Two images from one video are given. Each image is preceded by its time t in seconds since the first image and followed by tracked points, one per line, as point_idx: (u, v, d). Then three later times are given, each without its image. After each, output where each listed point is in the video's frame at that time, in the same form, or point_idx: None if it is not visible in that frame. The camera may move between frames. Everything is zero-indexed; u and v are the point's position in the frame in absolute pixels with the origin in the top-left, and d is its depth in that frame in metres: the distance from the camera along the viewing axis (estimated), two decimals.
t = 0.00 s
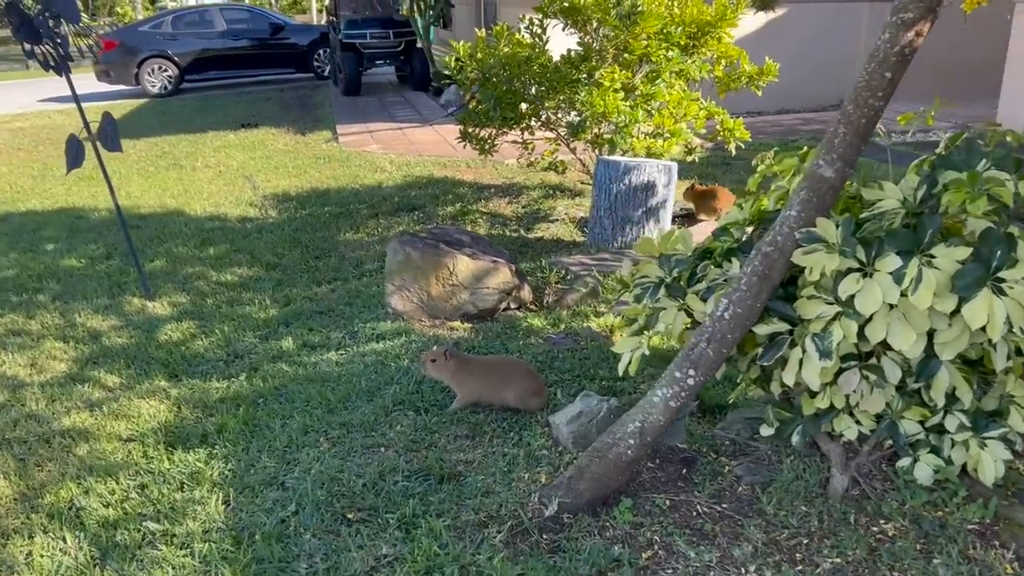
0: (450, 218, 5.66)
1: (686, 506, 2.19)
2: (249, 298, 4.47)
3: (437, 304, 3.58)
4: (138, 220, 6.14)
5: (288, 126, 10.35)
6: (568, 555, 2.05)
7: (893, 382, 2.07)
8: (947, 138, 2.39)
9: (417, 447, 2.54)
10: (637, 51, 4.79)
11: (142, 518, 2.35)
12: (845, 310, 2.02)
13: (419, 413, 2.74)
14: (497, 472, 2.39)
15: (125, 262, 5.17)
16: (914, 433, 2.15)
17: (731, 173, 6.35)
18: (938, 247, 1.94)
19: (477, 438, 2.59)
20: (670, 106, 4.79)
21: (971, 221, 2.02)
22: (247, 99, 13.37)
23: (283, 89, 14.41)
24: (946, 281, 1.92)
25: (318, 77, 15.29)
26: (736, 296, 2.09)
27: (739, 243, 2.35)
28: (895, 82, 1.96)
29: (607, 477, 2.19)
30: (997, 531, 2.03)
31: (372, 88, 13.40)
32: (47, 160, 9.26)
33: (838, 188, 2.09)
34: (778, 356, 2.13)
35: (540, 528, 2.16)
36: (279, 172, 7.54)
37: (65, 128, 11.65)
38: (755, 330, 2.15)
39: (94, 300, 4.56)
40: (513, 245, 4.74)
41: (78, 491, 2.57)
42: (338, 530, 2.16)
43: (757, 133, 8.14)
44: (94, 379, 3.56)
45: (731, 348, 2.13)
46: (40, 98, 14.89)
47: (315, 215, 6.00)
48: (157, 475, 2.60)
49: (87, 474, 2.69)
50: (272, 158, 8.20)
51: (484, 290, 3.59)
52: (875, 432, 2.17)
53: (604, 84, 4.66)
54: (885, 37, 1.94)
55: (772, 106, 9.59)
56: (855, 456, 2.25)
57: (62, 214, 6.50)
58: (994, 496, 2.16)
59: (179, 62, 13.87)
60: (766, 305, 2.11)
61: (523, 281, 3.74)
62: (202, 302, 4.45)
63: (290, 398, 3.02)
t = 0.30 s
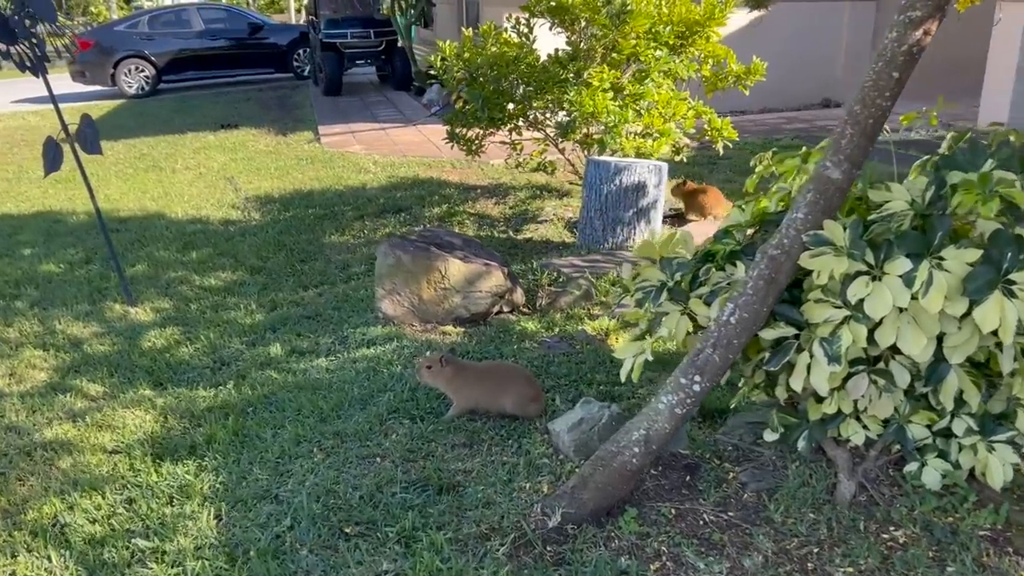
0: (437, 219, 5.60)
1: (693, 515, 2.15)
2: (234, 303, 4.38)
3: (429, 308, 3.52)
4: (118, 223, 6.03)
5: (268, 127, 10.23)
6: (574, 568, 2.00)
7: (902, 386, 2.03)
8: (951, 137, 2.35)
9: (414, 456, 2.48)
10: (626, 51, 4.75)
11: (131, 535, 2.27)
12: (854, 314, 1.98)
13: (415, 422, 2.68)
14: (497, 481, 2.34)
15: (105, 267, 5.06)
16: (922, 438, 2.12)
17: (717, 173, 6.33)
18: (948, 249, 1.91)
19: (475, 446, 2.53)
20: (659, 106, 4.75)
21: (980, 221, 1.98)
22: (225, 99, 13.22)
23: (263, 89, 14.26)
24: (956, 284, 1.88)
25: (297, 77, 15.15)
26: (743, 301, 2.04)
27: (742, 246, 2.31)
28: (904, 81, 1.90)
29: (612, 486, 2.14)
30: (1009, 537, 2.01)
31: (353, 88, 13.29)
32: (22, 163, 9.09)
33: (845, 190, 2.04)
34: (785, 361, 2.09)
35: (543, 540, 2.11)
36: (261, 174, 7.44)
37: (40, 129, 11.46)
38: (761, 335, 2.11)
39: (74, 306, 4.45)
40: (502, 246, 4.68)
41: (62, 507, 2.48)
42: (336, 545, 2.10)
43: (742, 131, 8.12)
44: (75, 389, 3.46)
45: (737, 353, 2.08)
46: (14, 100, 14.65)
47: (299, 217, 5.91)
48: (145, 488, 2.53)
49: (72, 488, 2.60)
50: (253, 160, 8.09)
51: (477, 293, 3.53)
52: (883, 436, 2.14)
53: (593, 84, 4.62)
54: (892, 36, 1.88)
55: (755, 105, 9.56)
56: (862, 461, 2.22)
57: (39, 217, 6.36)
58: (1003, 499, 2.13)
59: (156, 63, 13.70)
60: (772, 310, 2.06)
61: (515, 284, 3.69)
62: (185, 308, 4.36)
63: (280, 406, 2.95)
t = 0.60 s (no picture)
0: (423, 220, 5.51)
1: (708, 528, 2.10)
2: (217, 308, 4.27)
3: (422, 313, 3.44)
4: (94, 227, 5.87)
5: (245, 125, 10.07)
6: None
7: (921, 394, 1.98)
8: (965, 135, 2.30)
9: (416, 470, 2.41)
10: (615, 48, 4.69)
11: (123, 559, 2.17)
12: (874, 320, 1.93)
13: (414, 433, 2.60)
14: (504, 496, 2.27)
15: (83, 272, 4.92)
16: (940, 445, 2.07)
17: (704, 170, 6.30)
18: (970, 253, 1.85)
19: (478, 458, 2.46)
20: (648, 104, 4.70)
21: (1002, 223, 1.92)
22: (199, 97, 13.01)
23: (237, 86, 14.05)
24: (979, 288, 1.83)
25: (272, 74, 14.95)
26: (758, 307, 1.98)
27: (752, 249, 2.26)
28: (923, 81, 1.82)
29: (624, 500, 2.07)
30: None
31: (329, 86, 13.14)
32: None
33: (861, 192, 1.98)
34: (801, 369, 2.04)
35: (555, 557, 2.04)
36: (239, 174, 7.30)
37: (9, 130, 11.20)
38: (777, 342, 2.05)
39: (52, 313, 4.32)
40: (491, 247, 4.60)
41: (49, 528, 2.37)
42: (341, 567, 2.02)
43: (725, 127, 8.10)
44: (55, 401, 3.33)
45: (752, 361, 2.02)
46: None
47: (280, 219, 5.79)
48: (135, 507, 2.42)
49: (57, 507, 2.49)
50: (231, 159, 7.95)
51: (471, 298, 3.46)
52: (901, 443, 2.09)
53: (582, 82, 4.55)
54: (910, 34, 1.78)
55: (737, 101, 9.56)
56: (878, 469, 2.17)
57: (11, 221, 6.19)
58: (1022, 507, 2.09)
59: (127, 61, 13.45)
60: (788, 316, 2.00)
61: (509, 287, 3.62)
62: (168, 314, 4.24)
63: (272, 418, 2.86)
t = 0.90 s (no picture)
0: (408, 214, 5.42)
1: (726, 526, 2.05)
2: (201, 306, 4.16)
3: (415, 309, 3.37)
4: (68, 224, 5.71)
5: (220, 120, 9.89)
6: None
7: (942, 385, 1.94)
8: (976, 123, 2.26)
9: (420, 471, 2.34)
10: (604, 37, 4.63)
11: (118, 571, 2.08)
12: (896, 311, 1.89)
13: (416, 434, 2.53)
14: (512, 496, 2.20)
15: (59, 271, 4.77)
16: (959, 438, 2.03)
17: (689, 162, 6.26)
18: (994, 241, 1.81)
19: (483, 458, 2.39)
20: (638, 95, 4.65)
21: None
22: (171, 91, 12.78)
23: (210, 80, 13.83)
24: (1004, 277, 1.78)
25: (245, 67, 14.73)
26: (776, 299, 1.92)
27: (765, 240, 2.20)
28: (944, 65, 1.76)
29: (640, 499, 2.01)
30: None
31: (303, 79, 12.96)
32: None
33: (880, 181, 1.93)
34: (820, 362, 1.99)
35: (570, 559, 1.98)
36: (217, 169, 7.15)
37: None
38: (794, 335, 2.00)
39: (29, 314, 4.18)
40: (480, 241, 4.53)
41: (37, 538, 2.26)
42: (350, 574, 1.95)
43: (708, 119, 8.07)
44: (35, 405, 3.21)
45: (770, 354, 1.97)
46: None
47: (261, 214, 5.68)
48: (127, 514, 2.33)
49: (45, 516, 2.38)
50: (207, 154, 7.79)
51: (466, 293, 3.39)
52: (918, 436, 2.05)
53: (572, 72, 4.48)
54: (933, 16, 1.72)
55: (718, 93, 9.55)
56: (894, 463, 2.14)
57: None
58: None
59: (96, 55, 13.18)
60: (807, 308, 1.95)
61: (504, 281, 3.55)
62: (150, 313, 4.13)
63: (266, 419, 2.77)
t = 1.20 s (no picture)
0: (388, 205, 5.31)
1: (731, 526, 1.99)
2: (177, 304, 4.03)
3: (400, 304, 3.28)
4: (35, 220, 5.54)
5: (190, 111, 9.69)
6: None
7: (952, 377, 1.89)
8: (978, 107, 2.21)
9: (412, 473, 2.25)
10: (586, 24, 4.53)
11: None
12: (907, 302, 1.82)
13: (406, 435, 2.44)
14: (509, 499, 2.13)
15: (27, 269, 4.61)
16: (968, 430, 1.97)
17: (670, 150, 6.21)
18: (1007, 229, 1.75)
19: (477, 458, 2.31)
20: (623, 83, 4.57)
21: None
22: (139, 83, 12.52)
23: (179, 71, 13.57)
24: (1018, 266, 1.73)
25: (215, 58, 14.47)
26: (783, 291, 1.85)
27: (765, 230, 2.14)
28: (955, 47, 1.69)
29: (644, 499, 1.94)
30: None
31: (275, 70, 12.74)
32: None
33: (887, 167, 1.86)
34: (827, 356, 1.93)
35: (572, 563, 1.90)
36: (189, 162, 6.99)
37: None
38: (801, 328, 1.94)
39: None
40: (462, 233, 4.44)
41: (8, 551, 2.13)
42: None
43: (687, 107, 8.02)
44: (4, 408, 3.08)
45: (776, 348, 1.90)
46: None
47: (236, 207, 5.54)
48: (106, 525, 2.22)
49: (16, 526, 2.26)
50: (179, 146, 7.62)
51: (452, 287, 3.30)
52: (927, 430, 2.00)
53: (554, 60, 4.38)
54: None
55: (696, 81, 9.49)
56: (901, 458, 2.09)
57: None
58: None
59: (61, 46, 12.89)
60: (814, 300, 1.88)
61: (491, 275, 3.46)
62: (124, 311, 3.99)
63: (248, 421, 2.66)
